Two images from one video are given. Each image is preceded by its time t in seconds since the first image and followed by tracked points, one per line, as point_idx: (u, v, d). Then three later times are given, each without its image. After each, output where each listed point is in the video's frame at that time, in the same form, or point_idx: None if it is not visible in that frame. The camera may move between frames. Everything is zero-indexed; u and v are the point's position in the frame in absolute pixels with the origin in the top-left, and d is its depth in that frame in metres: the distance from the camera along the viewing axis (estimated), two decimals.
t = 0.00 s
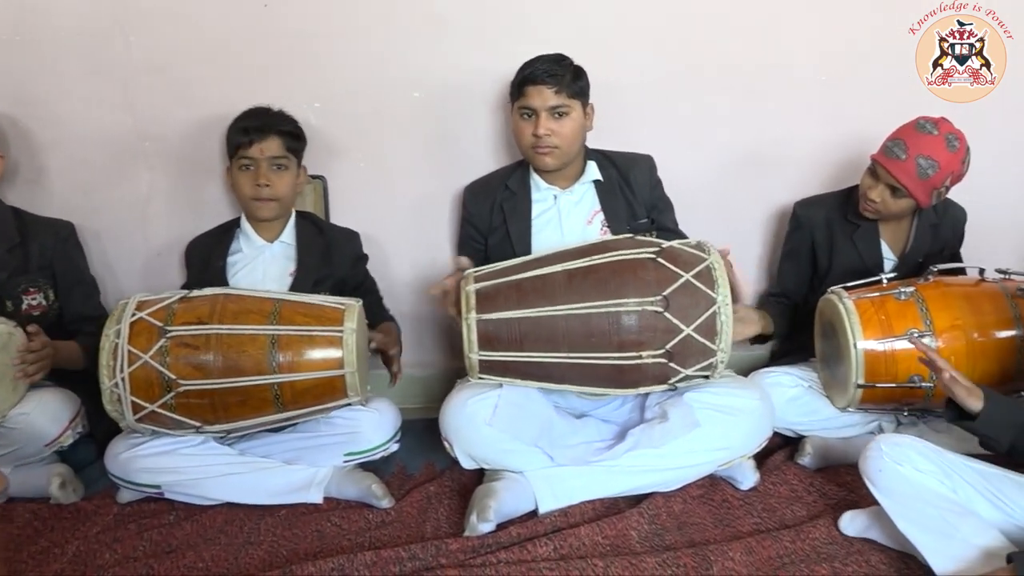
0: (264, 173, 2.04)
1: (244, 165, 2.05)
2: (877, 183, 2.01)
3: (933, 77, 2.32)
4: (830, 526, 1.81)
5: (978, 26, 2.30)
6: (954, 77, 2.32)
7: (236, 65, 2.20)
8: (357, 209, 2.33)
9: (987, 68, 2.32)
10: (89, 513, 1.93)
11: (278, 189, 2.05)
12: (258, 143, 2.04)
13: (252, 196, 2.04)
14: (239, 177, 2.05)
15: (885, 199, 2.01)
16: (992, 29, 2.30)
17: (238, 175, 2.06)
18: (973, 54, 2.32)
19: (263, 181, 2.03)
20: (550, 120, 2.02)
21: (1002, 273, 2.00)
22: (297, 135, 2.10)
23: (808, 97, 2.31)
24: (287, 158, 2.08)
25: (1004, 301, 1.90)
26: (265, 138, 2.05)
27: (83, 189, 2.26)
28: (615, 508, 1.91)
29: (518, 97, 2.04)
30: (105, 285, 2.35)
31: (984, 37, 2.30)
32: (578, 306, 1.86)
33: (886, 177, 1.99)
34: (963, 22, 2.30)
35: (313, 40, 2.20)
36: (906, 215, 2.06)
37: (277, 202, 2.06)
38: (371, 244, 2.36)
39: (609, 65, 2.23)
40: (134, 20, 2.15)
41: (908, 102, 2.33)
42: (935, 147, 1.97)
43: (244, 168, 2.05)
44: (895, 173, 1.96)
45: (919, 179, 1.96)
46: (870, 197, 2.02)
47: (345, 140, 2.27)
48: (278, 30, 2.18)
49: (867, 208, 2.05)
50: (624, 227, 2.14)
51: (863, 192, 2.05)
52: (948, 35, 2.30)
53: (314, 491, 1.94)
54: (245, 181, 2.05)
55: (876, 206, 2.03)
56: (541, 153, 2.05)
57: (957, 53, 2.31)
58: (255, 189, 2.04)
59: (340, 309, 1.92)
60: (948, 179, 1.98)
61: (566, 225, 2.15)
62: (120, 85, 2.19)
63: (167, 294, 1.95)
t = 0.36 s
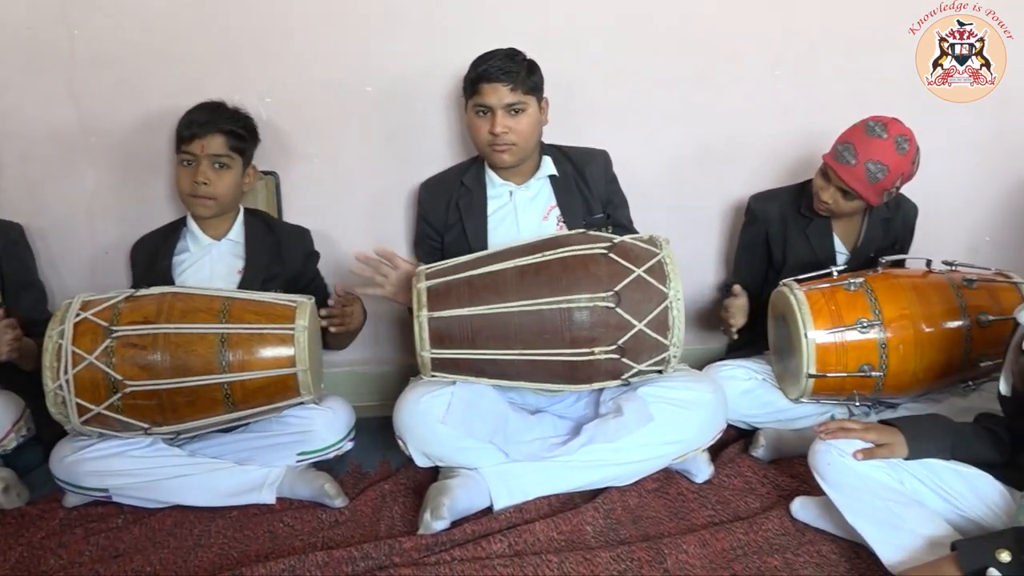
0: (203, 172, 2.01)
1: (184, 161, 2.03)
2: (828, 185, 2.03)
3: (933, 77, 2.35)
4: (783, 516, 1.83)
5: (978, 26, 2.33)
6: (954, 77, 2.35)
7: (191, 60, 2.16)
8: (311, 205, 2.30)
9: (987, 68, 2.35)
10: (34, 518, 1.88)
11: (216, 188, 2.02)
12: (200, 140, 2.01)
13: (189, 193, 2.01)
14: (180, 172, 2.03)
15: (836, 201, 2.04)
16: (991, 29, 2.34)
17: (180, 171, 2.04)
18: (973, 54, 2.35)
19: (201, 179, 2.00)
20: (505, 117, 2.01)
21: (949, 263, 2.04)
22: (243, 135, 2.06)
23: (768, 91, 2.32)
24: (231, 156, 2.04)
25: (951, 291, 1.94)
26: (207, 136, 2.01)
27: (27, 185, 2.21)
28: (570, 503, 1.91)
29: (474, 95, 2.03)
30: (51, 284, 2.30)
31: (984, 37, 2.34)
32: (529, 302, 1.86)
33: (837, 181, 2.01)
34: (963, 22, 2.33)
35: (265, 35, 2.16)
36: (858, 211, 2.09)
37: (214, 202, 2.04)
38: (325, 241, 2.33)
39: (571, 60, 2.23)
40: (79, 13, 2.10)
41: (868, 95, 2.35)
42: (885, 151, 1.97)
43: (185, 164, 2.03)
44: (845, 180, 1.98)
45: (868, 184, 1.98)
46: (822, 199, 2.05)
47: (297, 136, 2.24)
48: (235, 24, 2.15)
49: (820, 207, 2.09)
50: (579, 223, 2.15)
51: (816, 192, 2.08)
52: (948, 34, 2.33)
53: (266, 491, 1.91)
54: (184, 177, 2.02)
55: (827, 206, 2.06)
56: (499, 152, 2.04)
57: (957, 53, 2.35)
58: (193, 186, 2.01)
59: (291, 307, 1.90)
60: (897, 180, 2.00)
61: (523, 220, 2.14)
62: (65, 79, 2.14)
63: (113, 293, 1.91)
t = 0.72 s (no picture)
0: (164, 167, 1.97)
1: (141, 160, 1.97)
2: (777, 175, 2.04)
3: (933, 77, 2.39)
4: (740, 508, 1.83)
5: (977, 26, 2.36)
6: (954, 78, 2.38)
7: (143, 54, 2.12)
8: (264, 201, 2.27)
9: (988, 68, 2.39)
10: None
11: (181, 182, 1.99)
12: (154, 136, 1.97)
13: (153, 191, 1.97)
14: (137, 172, 1.97)
15: (786, 190, 2.04)
16: (991, 29, 2.36)
17: (136, 171, 1.98)
18: (972, 55, 2.38)
19: (165, 175, 1.96)
20: (464, 113, 1.99)
21: (904, 256, 2.05)
22: (194, 124, 2.03)
23: (728, 85, 2.32)
24: (187, 148, 2.01)
25: (906, 283, 1.95)
26: (161, 129, 1.97)
27: None
28: (529, 498, 1.90)
29: (430, 90, 2.00)
30: None
31: (984, 37, 2.37)
32: (486, 298, 1.84)
33: (786, 170, 2.02)
34: (962, 22, 2.35)
35: (217, 28, 2.12)
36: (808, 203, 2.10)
37: (179, 196, 2.00)
38: (279, 237, 2.30)
39: (532, 53, 2.21)
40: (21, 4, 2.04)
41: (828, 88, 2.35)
42: (831, 139, 1.99)
43: (140, 163, 1.97)
44: (793, 167, 1.99)
45: (817, 172, 1.99)
46: (772, 189, 2.05)
47: (250, 131, 2.21)
48: (186, 17, 2.11)
49: (770, 199, 2.09)
50: (536, 217, 2.14)
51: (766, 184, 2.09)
52: (949, 34, 2.36)
53: (219, 492, 1.88)
54: (144, 176, 1.97)
55: (777, 197, 2.07)
56: (456, 147, 2.02)
57: (957, 54, 2.37)
58: (156, 184, 1.96)
59: (242, 305, 1.86)
60: (845, 168, 2.01)
61: (479, 216, 2.13)
62: (7, 72, 2.08)
63: (58, 293, 1.86)
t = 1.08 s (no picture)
0: (124, 163, 1.93)
1: (99, 152, 1.93)
2: (736, 168, 2.05)
3: (933, 77, 2.42)
4: (695, 509, 1.83)
5: (978, 26, 2.39)
6: (955, 77, 2.42)
7: (97, 46, 2.07)
8: (220, 199, 2.24)
9: (987, 68, 2.42)
10: None
11: (139, 179, 1.95)
12: (117, 130, 1.92)
13: (108, 185, 1.92)
14: (95, 165, 1.92)
15: (746, 183, 2.04)
16: (992, 29, 2.40)
17: (92, 162, 1.93)
18: (973, 54, 2.42)
19: (124, 170, 1.92)
20: (422, 111, 1.97)
21: (860, 257, 2.07)
22: (158, 122, 1.99)
23: (691, 85, 2.32)
24: (150, 145, 1.97)
25: (861, 285, 1.97)
26: (125, 125, 1.92)
27: None
28: (484, 499, 1.89)
29: (388, 88, 1.98)
30: None
31: (984, 37, 2.40)
32: (442, 298, 1.83)
33: (744, 161, 2.03)
34: (963, 22, 2.39)
35: (171, 22, 2.08)
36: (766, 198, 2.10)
37: (134, 193, 1.96)
38: (235, 236, 2.27)
39: (495, 50, 2.20)
40: None
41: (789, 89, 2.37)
42: (785, 126, 2.02)
43: (99, 155, 1.92)
44: (752, 156, 2.00)
45: (775, 159, 2.00)
46: (732, 183, 2.05)
47: (205, 128, 2.17)
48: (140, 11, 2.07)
49: (731, 195, 2.08)
50: (494, 216, 2.12)
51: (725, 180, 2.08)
52: (948, 34, 2.39)
53: (169, 495, 1.85)
54: (101, 169, 1.92)
55: (737, 191, 2.06)
56: (415, 146, 2.00)
57: (958, 53, 2.41)
58: (113, 179, 1.92)
59: (194, 304, 1.82)
60: (801, 156, 2.04)
61: (437, 214, 2.11)
62: None
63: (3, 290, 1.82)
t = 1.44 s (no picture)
0: (60, 165, 1.89)
1: (41, 154, 1.91)
2: (707, 133, 2.08)
3: (933, 77, 2.47)
4: (655, 508, 1.84)
5: (978, 26, 2.44)
6: (954, 77, 2.47)
7: (53, 45, 2.04)
8: (179, 201, 2.21)
9: (987, 68, 2.47)
10: None
11: (77, 182, 1.91)
12: (54, 132, 1.89)
13: (45, 187, 1.89)
14: (35, 166, 1.91)
15: (721, 141, 2.08)
16: (991, 29, 2.44)
17: (34, 164, 1.92)
18: (972, 54, 2.46)
19: (59, 173, 1.89)
20: (382, 112, 1.96)
21: (811, 255, 2.10)
22: (104, 123, 1.95)
23: (654, 86, 2.33)
24: (90, 147, 1.93)
25: (813, 281, 2.00)
26: (61, 126, 1.89)
27: None
28: (446, 502, 1.88)
29: (347, 90, 1.97)
30: None
31: (984, 37, 2.44)
32: (400, 300, 1.82)
33: (712, 120, 2.08)
34: (963, 22, 2.43)
35: (128, 22, 2.06)
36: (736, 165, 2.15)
37: (74, 197, 1.92)
38: (194, 238, 2.25)
39: (459, 50, 2.20)
40: None
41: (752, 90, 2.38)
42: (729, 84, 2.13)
43: (39, 157, 1.91)
44: (719, 108, 2.07)
45: (737, 108, 2.09)
46: (710, 145, 2.07)
47: (163, 129, 2.15)
48: (95, 10, 2.04)
49: (712, 162, 2.08)
50: (455, 217, 2.12)
51: (703, 152, 2.09)
52: (948, 34, 2.44)
53: (124, 502, 1.82)
54: (39, 171, 1.90)
55: (717, 153, 2.08)
56: (375, 148, 1.99)
57: (958, 53, 2.46)
58: (49, 181, 1.89)
59: (149, 309, 1.79)
60: (753, 109, 2.14)
61: (398, 215, 2.10)
62: None
63: None
